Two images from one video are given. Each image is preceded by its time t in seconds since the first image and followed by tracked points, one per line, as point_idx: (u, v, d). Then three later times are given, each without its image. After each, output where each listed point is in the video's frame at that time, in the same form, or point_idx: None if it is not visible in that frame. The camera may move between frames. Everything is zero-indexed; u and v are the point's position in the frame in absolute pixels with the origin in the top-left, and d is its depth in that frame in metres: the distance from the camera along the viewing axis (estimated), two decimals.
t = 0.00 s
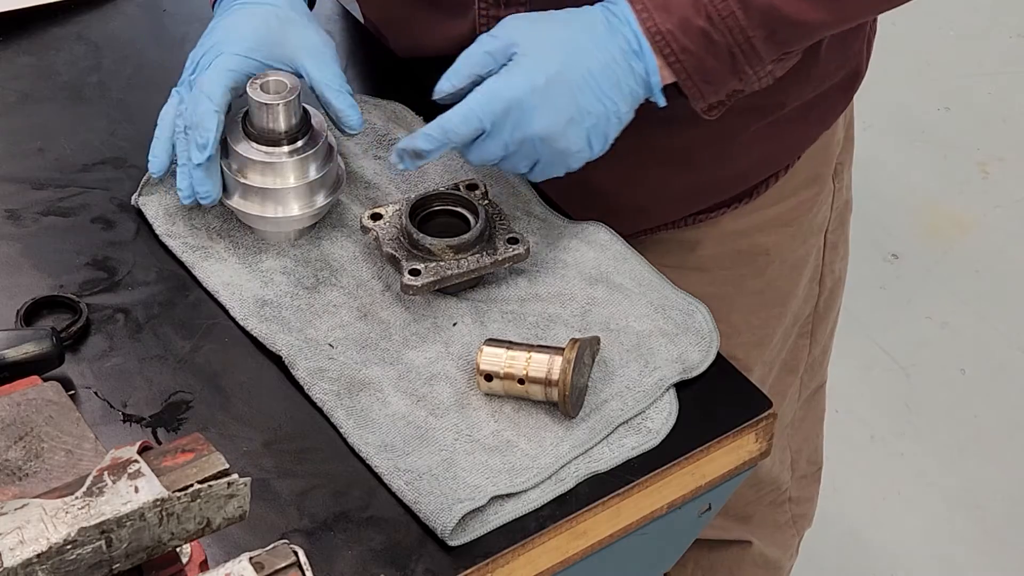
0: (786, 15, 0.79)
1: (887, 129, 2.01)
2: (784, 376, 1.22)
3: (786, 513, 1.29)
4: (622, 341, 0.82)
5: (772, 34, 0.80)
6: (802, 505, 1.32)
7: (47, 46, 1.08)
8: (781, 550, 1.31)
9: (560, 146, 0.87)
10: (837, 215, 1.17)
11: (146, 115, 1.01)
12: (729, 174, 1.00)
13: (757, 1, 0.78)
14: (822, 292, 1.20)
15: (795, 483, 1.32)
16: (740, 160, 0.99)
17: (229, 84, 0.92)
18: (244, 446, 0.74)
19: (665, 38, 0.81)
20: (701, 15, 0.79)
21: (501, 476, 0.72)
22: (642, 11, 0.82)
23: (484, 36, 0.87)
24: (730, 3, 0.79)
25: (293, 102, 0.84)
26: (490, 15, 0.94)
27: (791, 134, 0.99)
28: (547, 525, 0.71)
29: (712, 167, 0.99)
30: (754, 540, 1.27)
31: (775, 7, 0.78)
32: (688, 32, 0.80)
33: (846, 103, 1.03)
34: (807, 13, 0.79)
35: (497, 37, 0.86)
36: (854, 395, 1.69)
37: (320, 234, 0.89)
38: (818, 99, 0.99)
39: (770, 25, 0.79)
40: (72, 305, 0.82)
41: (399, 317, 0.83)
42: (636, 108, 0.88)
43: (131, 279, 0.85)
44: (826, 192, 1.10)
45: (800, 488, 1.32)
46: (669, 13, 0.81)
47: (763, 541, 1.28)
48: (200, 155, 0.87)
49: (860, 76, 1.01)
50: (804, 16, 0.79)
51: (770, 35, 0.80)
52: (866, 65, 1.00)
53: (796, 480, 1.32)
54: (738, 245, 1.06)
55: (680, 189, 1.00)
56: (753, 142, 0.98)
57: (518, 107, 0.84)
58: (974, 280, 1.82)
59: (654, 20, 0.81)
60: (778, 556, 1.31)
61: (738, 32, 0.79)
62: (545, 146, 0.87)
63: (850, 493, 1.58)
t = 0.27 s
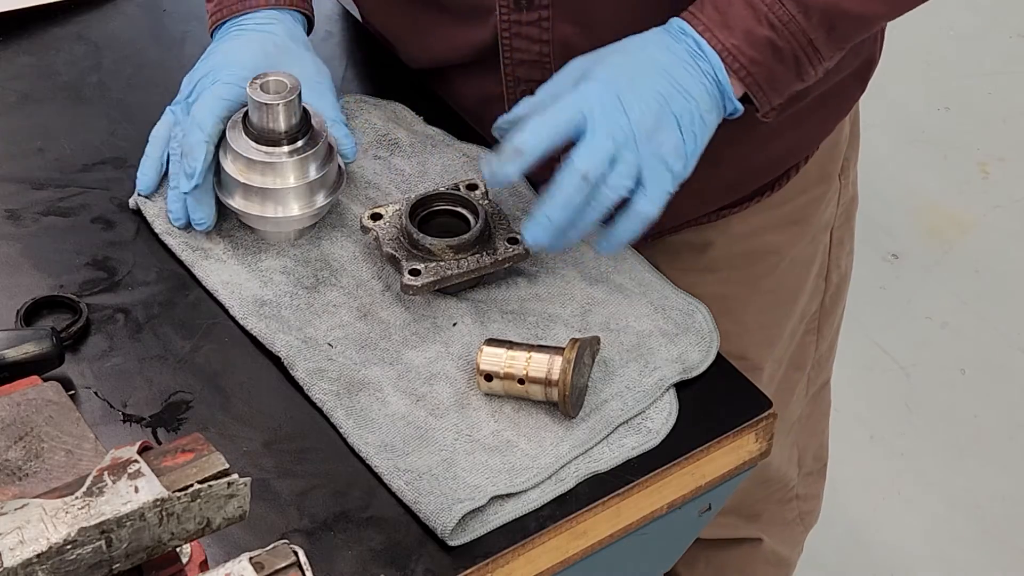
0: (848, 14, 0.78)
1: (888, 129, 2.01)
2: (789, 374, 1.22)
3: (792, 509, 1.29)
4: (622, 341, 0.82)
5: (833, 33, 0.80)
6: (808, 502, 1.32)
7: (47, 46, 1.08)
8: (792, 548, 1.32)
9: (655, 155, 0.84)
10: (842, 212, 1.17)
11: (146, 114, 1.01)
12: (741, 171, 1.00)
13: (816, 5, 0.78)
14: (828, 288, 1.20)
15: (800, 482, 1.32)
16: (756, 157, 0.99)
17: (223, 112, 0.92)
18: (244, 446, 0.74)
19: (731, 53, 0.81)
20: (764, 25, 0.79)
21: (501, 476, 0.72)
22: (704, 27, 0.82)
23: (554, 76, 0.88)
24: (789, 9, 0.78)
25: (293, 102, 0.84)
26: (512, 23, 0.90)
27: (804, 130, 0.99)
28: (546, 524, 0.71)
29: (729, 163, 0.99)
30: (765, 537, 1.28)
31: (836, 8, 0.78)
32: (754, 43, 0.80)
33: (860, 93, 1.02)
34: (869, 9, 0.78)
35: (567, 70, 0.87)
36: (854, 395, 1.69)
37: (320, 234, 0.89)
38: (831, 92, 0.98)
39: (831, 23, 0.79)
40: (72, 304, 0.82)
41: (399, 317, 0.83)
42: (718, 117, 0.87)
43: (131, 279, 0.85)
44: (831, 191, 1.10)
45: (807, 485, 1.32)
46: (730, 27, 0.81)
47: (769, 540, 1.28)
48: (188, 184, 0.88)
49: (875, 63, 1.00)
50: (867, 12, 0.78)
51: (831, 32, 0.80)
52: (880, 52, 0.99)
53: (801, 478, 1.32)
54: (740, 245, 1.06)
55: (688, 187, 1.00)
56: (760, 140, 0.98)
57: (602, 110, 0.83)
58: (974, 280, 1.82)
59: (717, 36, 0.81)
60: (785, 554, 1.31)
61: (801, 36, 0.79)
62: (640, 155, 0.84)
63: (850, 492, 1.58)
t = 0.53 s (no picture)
0: (838, 32, 0.79)
1: (888, 129, 2.01)
2: (790, 375, 1.22)
3: (793, 510, 1.29)
4: (622, 341, 0.82)
5: (826, 50, 0.81)
6: (809, 503, 1.32)
7: (47, 46, 1.08)
8: (793, 549, 1.32)
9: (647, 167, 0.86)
10: (843, 214, 1.17)
11: (145, 114, 1.01)
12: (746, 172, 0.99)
13: (808, 23, 0.79)
14: (829, 291, 1.20)
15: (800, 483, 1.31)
16: (756, 159, 0.99)
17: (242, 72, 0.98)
18: (244, 446, 0.74)
19: (723, 71, 0.82)
20: (755, 43, 0.80)
21: (501, 476, 0.72)
22: (696, 47, 0.83)
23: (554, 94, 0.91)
24: (781, 28, 0.79)
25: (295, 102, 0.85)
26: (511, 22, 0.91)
27: (807, 130, 0.99)
28: (546, 524, 0.71)
29: (733, 165, 0.99)
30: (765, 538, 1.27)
31: (826, 27, 0.79)
32: (745, 61, 0.81)
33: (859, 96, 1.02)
34: (860, 25, 0.79)
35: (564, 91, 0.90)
36: (854, 396, 1.69)
37: (320, 234, 0.89)
38: (834, 92, 0.98)
39: (824, 41, 0.80)
40: (72, 305, 0.82)
41: (399, 317, 0.83)
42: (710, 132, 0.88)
43: (131, 279, 0.85)
44: (832, 193, 1.10)
45: (807, 486, 1.32)
46: (721, 46, 0.82)
47: (770, 542, 1.28)
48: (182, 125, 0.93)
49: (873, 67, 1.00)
50: (858, 28, 0.79)
51: (824, 50, 0.81)
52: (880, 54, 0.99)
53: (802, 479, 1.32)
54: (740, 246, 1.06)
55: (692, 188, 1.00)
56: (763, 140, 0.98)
57: (593, 126, 0.84)
58: (974, 280, 1.82)
59: (710, 54, 0.82)
60: (784, 555, 1.31)
61: (793, 55, 0.80)
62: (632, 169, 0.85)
63: (850, 493, 1.58)
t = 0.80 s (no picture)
0: (785, 30, 0.79)
1: (887, 129, 2.01)
2: (789, 378, 1.22)
3: (791, 515, 1.29)
4: (622, 341, 0.82)
5: (773, 47, 0.80)
6: (807, 507, 1.32)
7: (48, 46, 1.08)
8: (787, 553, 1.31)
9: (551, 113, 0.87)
10: (842, 217, 1.17)
11: (146, 115, 1.01)
12: (743, 174, 0.99)
13: (754, 19, 0.78)
14: (828, 294, 1.20)
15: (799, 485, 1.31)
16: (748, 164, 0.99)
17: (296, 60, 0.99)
18: (244, 446, 0.74)
19: (664, 56, 0.82)
20: (700, 32, 0.80)
21: (501, 476, 0.72)
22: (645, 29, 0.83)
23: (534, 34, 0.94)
24: (728, 20, 0.79)
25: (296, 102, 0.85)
26: (498, 21, 0.94)
27: (805, 133, 0.99)
28: (546, 524, 0.71)
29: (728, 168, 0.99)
30: (759, 543, 1.27)
31: (772, 24, 0.78)
32: (688, 49, 0.81)
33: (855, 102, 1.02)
34: (807, 26, 0.79)
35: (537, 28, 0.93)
36: (853, 396, 1.69)
37: (320, 234, 0.89)
38: (829, 98, 0.99)
39: (772, 39, 0.80)
40: (72, 305, 0.82)
41: (399, 317, 0.83)
42: (635, 109, 0.88)
43: (131, 279, 0.85)
44: (831, 196, 1.10)
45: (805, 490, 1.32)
46: (668, 31, 0.82)
47: (767, 544, 1.28)
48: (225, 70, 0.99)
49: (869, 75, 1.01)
50: (805, 29, 0.79)
51: (772, 47, 0.80)
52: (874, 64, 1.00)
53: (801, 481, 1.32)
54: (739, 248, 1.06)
55: (694, 189, 1.00)
56: (764, 140, 0.98)
57: (527, 49, 0.87)
58: (974, 280, 1.82)
59: (656, 38, 0.82)
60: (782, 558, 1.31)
61: (737, 48, 0.80)
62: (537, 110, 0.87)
63: (850, 493, 1.58)
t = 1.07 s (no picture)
0: (727, 53, 0.81)
1: (887, 129, 2.01)
2: (788, 379, 1.22)
3: (789, 515, 1.30)
4: (623, 341, 0.82)
5: (718, 68, 0.83)
6: (805, 508, 1.32)
7: (48, 46, 1.08)
8: (782, 553, 1.31)
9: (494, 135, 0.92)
10: (841, 218, 1.17)
11: (146, 114, 1.01)
12: (734, 175, 1.00)
13: (697, 39, 0.81)
14: (827, 295, 1.20)
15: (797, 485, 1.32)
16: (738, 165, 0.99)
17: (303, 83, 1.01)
18: (244, 446, 0.74)
19: (610, 73, 0.84)
20: (644, 50, 0.83)
21: (501, 476, 0.72)
22: (591, 46, 0.86)
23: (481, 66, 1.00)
24: (671, 41, 0.81)
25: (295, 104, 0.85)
26: (486, 16, 0.95)
27: (796, 136, 0.99)
28: (547, 524, 0.71)
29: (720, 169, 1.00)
30: (753, 542, 1.27)
31: (715, 45, 0.81)
32: (633, 66, 0.83)
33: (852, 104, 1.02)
34: (751, 49, 0.81)
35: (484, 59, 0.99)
36: (853, 396, 1.69)
37: (320, 234, 0.90)
38: (821, 103, 0.98)
39: (715, 60, 0.82)
40: (72, 305, 0.82)
41: (399, 317, 0.83)
42: (578, 127, 0.93)
43: (131, 279, 0.85)
44: (830, 196, 1.10)
45: (803, 491, 1.32)
46: (614, 48, 0.84)
47: (765, 544, 1.28)
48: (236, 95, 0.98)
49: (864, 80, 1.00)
50: (749, 52, 0.81)
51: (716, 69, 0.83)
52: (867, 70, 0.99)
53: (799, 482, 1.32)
54: (738, 248, 1.06)
55: (686, 190, 1.01)
56: (760, 141, 0.98)
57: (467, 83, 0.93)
58: (974, 281, 1.82)
59: (600, 55, 0.85)
60: (780, 558, 1.31)
61: (683, 68, 0.82)
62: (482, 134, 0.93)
63: (850, 493, 1.58)
